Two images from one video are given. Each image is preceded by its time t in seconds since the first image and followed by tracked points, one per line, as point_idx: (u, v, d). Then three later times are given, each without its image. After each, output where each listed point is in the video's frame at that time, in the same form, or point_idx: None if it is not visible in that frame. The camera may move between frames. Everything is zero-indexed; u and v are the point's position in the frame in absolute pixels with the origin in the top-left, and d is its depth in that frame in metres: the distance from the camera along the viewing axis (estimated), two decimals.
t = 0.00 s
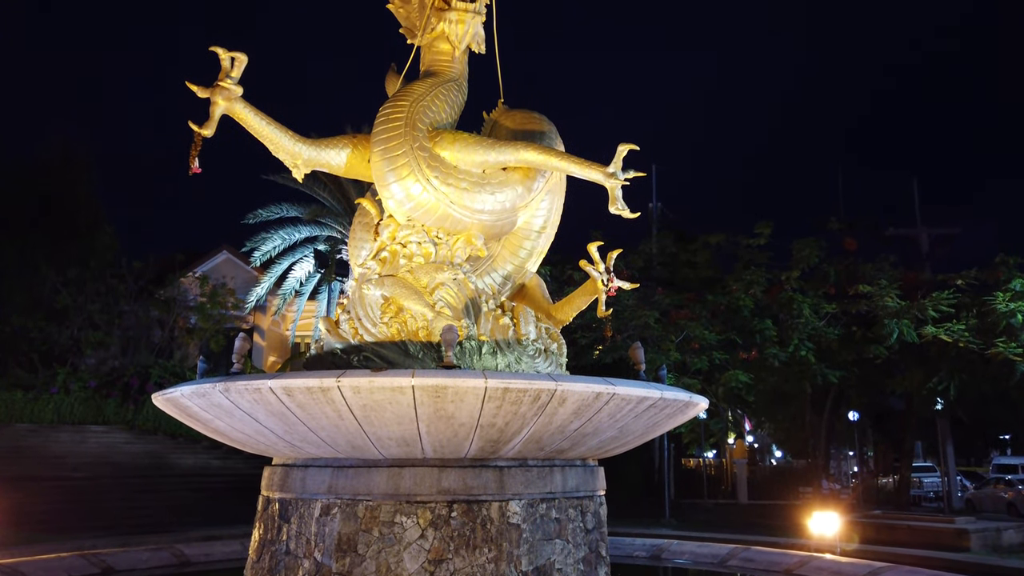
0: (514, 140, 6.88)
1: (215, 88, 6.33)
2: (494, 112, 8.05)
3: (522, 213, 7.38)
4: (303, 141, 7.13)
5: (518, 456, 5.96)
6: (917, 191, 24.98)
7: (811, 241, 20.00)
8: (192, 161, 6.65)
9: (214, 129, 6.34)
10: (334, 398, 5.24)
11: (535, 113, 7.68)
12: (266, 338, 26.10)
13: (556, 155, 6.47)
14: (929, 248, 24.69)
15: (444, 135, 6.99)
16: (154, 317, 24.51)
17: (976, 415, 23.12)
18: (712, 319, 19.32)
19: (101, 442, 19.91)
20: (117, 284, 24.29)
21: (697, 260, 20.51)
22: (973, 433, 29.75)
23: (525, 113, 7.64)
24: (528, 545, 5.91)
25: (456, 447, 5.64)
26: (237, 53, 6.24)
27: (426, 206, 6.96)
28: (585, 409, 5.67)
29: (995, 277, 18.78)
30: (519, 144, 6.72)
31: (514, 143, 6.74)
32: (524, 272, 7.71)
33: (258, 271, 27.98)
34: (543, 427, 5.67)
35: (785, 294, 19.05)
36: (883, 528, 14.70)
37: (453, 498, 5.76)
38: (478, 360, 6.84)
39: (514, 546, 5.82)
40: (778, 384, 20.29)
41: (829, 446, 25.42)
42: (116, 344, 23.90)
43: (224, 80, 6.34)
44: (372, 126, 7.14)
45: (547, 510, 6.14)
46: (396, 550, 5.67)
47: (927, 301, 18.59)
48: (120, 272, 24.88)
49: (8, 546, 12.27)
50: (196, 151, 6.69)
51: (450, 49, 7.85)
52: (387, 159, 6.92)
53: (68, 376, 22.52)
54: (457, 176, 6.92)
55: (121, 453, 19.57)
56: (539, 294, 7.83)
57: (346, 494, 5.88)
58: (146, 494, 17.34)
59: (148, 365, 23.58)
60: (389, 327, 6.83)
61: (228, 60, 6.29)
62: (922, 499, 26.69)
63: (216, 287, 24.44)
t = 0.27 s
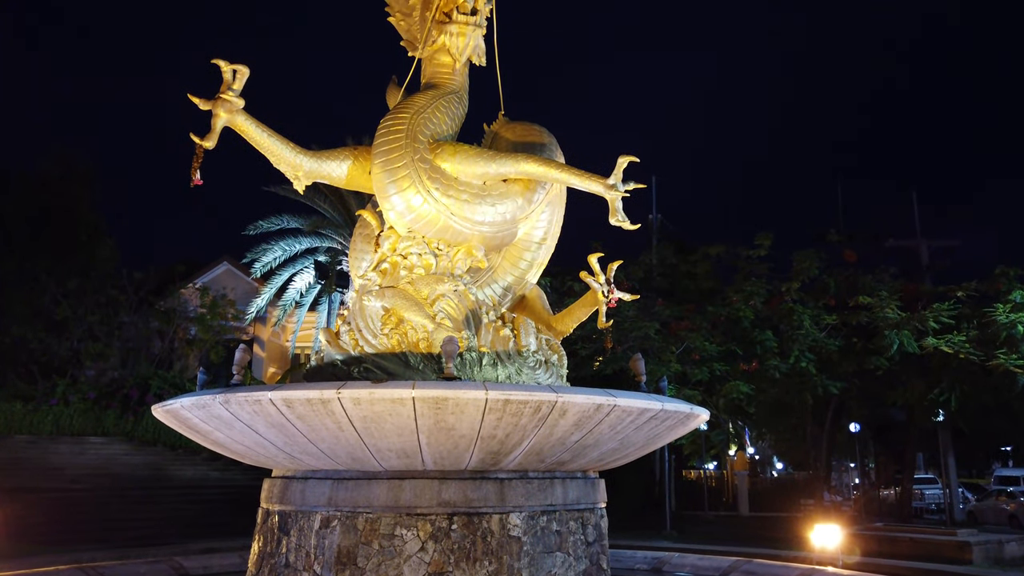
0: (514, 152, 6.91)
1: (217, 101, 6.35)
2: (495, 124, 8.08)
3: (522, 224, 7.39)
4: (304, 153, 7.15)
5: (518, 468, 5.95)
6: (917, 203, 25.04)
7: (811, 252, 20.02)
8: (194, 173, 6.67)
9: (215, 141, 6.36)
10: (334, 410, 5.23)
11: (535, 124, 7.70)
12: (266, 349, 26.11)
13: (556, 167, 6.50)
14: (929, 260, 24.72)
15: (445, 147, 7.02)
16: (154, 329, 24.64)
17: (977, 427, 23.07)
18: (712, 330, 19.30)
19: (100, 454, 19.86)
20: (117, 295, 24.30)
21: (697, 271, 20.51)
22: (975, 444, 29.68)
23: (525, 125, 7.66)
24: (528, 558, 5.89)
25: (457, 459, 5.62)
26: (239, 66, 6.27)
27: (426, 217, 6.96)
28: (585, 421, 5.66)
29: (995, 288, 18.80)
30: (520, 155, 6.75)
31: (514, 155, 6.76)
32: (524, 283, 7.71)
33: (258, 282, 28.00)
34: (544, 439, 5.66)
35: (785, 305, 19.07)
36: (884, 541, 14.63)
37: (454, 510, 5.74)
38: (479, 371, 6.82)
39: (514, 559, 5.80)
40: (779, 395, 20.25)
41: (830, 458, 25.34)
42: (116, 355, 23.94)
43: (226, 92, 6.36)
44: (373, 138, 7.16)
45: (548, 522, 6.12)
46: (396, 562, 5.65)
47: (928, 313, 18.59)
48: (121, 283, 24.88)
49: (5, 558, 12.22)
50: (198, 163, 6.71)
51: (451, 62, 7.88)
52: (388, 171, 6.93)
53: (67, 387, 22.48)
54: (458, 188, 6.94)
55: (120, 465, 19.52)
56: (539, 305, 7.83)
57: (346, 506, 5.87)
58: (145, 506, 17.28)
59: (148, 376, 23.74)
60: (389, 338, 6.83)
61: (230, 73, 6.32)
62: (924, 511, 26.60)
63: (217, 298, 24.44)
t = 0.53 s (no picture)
0: (515, 163, 6.93)
1: (218, 111, 6.37)
2: (495, 134, 8.09)
3: (523, 235, 7.39)
4: (305, 164, 7.16)
5: (519, 479, 5.93)
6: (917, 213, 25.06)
7: (813, 262, 20.02)
8: (195, 183, 6.67)
9: (217, 151, 6.37)
10: (335, 420, 5.22)
11: (536, 135, 7.72)
12: (266, 359, 26.09)
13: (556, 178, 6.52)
14: (929, 270, 24.73)
15: (445, 157, 7.03)
16: (154, 339, 24.81)
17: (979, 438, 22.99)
18: (713, 340, 19.28)
19: (99, 464, 19.80)
20: (117, 305, 24.38)
21: (698, 281, 20.49)
22: (977, 455, 29.57)
23: (526, 136, 7.68)
24: (529, 570, 5.86)
25: (457, 470, 5.60)
26: (241, 77, 6.29)
27: (427, 228, 6.97)
28: (586, 432, 5.64)
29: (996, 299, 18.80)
30: (521, 166, 6.77)
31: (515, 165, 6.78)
32: (525, 293, 7.71)
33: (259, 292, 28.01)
34: (544, 450, 5.64)
35: (786, 315, 19.07)
36: (886, 552, 14.56)
37: (454, 521, 5.72)
38: (479, 382, 6.81)
39: (515, 571, 5.78)
40: (779, 406, 20.21)
41: (832, 469, 25.23)
42: (115, 365, 23.94)
43: (227, 103, 6.38)
44: (374, 148, 7.18)
45: (548, 533, 6.09)
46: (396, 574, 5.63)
47: (929, 323, 18.58)
48: (120, 294, 24.85)
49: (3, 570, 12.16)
50: (199, 173, 6.72)
51: (452, 73, 7.91)
52: (389, 181, 6.94)
53: (67, 398, 22.44)
54: (459, 199, 6.94)
55: (119, 475, 19.46)
56: (540, 315, 7.83)
57: (346, 518, 5.85)
58: (144, 517, 17.21)
59: (147, 387, 23.97)
60: (390, 348, 6.83)
61: (232, 84, 6.34)
62: (926, 523, 26.48)
63: (217, 308, 24.42)
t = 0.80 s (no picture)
0: (515, 173, 6.95)
1: (220, 122, 6.39)
2: (496, 144, 8.10)
3: (523, 245, 7.39)
4: (306, 174, 7.17)
5: (519, 490, 5.91)
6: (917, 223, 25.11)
7: (813, 272, 20.03)
8: (196, 193, 6.68)
9: (217, 162, 6.39)
10: (335, 431, 5.21)
11: (536, 145, 7.73)
12: (266, 369, 26.07)
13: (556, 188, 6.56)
14: (929, 279, 24.74)
15: (445, 167, 7.04)
16: (153, 349, 24.53)
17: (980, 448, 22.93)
18: (713, 350, 19.26)
19: (98, 475, 19.76)
20: (117, 315, 24.26)
21: (698, 291, 20.48)
22: (978, 465, 29.48)
23: (526, 146, 7.69)
24: None
25: (457, 480, 5.58)
26: (242, 87, 6.31)
27: (427, 238, 6.97)
28: (587, 442, 5.63)
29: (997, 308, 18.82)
30: (521, 176, 6.79)
31: (516, 175, 6.80)
32: (525, 303, 7.71)
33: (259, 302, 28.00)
34: (544, 460, 5.63)
35: (787, 325, 19.08)
36: (889, 563, 14.49)
37: (454, 532, 5.69)
38: (480, 392, 6.79)
39: None
40: (780, 416, 20.18)
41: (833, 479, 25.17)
42: (115, 376, 23.83)
43: (229, 114, 6.40)
44: (374, 159, 7.19)
45: (549, 544, 6.07)
46: None
47: (930, 333, 18.59)
48: (121, 303, 24.78)
49: None
50: (200, 184, 6.73)
51: (452, 84, 7.94)
52: (390, 192, 6.95)
53: (67, 408, 22.38)
54: (459, 209, 6.95)
55: (118, 486, 19.39)
56: (540, 326, 7.83)
57: (345, 528, 5.83)
58: (143, 528, 17.15)
59: (147, 397, 23.77)
60: (390, 358, 6.82)
61: (233, 94, 6.36)
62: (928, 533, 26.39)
63: (217, 318, 24.43)
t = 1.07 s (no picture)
0: (515, 182, 6.96)
1: (220, 131, 6.40)
2: (496, 153, 8.12)
3: (523, 253, 7.39)
4: (306, 183, 7.18)
5: (520, 499, 5.89)
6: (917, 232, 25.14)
7: (814, 281, 20.03)
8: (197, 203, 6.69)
9: (218, 171, 6.40)
10: (334, 440, 5.20)
11: (536, 154, 7.74)
12: (266, 378, 26.03)
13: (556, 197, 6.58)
14: (930, 288, 24.74)
15: (446, 176, 7.04)
16: (154, 357, 24.71)
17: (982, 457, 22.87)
18: (714, 359, 19.23)
19: (98, 484, 19.69)
20: (117, 324, 24.29)
21: (699, 300, 20.45)
22: (980, 474, 29.39)
23: (526, 155, 7.70)
24: None
25: (457, 490, 5.56)
26: (243, 97, 6.33)
27: (427, 247, 6.97)
28: (587, 451, 5.61)
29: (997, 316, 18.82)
30: (521, 185, 6.80)
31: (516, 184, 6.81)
32: (525, 312, 7.70)
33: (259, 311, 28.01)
34: (545, 470, 5.61)
35: (788, 333, 19.07)
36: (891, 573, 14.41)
37: (454, 542, 5.67)
38: (480, 402, 6.78)
39: None
40: (781, 425, 20.13)
41: (835, 489, 25.10)
42: (115, 385, 23.88)
43: (229, 123, 6.41)
44: (374, 168, 7.20)
45: (549, 554, 6.04)
46: None
47: (931, 341, 18.58)
48: (122, 312, 24.85)
49: None
50: (201, 193, 6.74)
51: (453, 93, 7.97)
52: (390, 201, 6.95)
53: (67, 418, 22.32)
54: (460, 218, 6.95)
55: (118, 496, 19.34)
56: (541, 334, 7.82)
57: (345, 538, 5.81)
58: (142, 538, 17.08)
59: (147, 406, 23.59)
60: (390, 367, 6.80)
61: (234, 104, 6.38)
62: (931, 543, 26.29)
63: (218, 327, 24.33)
